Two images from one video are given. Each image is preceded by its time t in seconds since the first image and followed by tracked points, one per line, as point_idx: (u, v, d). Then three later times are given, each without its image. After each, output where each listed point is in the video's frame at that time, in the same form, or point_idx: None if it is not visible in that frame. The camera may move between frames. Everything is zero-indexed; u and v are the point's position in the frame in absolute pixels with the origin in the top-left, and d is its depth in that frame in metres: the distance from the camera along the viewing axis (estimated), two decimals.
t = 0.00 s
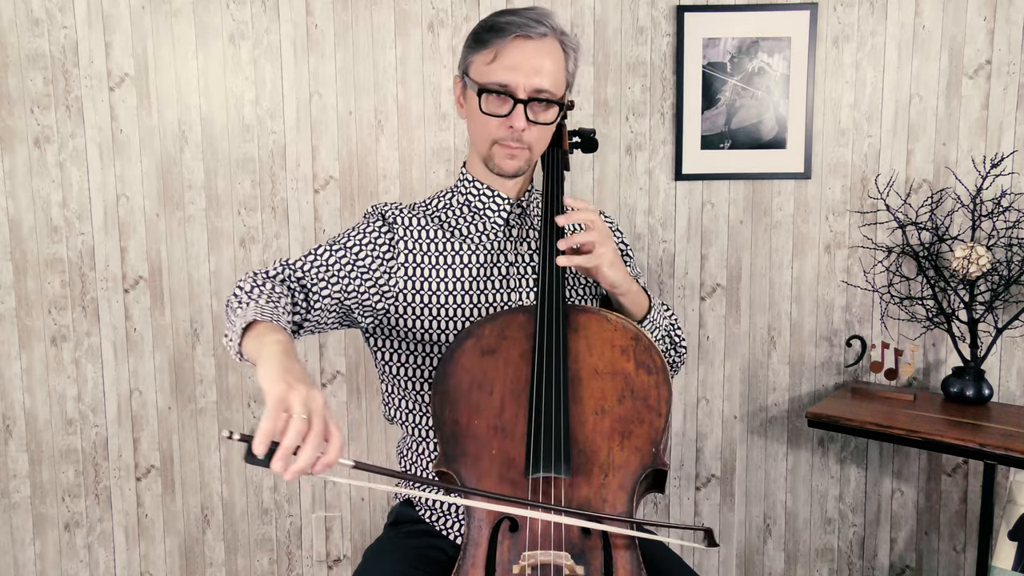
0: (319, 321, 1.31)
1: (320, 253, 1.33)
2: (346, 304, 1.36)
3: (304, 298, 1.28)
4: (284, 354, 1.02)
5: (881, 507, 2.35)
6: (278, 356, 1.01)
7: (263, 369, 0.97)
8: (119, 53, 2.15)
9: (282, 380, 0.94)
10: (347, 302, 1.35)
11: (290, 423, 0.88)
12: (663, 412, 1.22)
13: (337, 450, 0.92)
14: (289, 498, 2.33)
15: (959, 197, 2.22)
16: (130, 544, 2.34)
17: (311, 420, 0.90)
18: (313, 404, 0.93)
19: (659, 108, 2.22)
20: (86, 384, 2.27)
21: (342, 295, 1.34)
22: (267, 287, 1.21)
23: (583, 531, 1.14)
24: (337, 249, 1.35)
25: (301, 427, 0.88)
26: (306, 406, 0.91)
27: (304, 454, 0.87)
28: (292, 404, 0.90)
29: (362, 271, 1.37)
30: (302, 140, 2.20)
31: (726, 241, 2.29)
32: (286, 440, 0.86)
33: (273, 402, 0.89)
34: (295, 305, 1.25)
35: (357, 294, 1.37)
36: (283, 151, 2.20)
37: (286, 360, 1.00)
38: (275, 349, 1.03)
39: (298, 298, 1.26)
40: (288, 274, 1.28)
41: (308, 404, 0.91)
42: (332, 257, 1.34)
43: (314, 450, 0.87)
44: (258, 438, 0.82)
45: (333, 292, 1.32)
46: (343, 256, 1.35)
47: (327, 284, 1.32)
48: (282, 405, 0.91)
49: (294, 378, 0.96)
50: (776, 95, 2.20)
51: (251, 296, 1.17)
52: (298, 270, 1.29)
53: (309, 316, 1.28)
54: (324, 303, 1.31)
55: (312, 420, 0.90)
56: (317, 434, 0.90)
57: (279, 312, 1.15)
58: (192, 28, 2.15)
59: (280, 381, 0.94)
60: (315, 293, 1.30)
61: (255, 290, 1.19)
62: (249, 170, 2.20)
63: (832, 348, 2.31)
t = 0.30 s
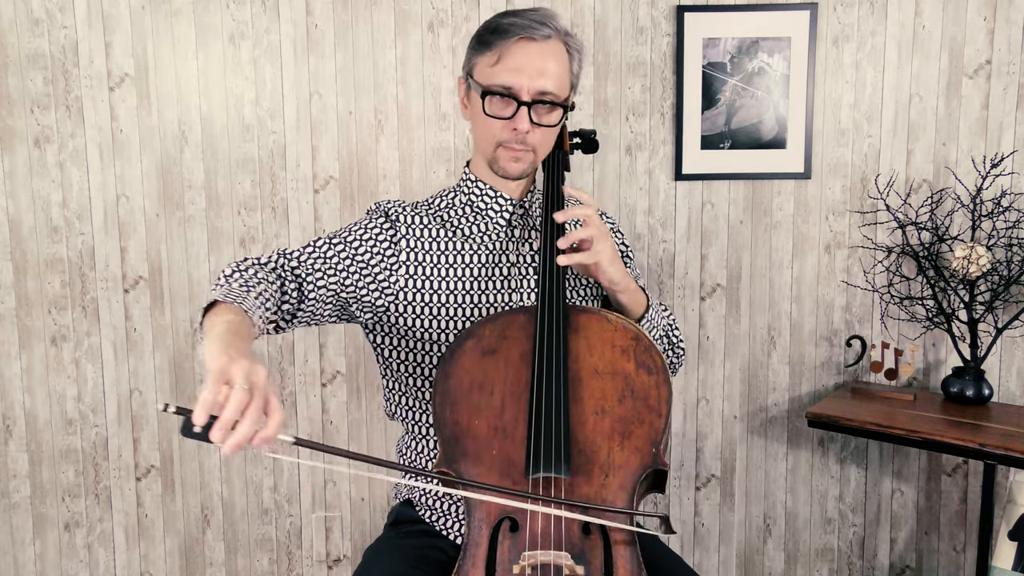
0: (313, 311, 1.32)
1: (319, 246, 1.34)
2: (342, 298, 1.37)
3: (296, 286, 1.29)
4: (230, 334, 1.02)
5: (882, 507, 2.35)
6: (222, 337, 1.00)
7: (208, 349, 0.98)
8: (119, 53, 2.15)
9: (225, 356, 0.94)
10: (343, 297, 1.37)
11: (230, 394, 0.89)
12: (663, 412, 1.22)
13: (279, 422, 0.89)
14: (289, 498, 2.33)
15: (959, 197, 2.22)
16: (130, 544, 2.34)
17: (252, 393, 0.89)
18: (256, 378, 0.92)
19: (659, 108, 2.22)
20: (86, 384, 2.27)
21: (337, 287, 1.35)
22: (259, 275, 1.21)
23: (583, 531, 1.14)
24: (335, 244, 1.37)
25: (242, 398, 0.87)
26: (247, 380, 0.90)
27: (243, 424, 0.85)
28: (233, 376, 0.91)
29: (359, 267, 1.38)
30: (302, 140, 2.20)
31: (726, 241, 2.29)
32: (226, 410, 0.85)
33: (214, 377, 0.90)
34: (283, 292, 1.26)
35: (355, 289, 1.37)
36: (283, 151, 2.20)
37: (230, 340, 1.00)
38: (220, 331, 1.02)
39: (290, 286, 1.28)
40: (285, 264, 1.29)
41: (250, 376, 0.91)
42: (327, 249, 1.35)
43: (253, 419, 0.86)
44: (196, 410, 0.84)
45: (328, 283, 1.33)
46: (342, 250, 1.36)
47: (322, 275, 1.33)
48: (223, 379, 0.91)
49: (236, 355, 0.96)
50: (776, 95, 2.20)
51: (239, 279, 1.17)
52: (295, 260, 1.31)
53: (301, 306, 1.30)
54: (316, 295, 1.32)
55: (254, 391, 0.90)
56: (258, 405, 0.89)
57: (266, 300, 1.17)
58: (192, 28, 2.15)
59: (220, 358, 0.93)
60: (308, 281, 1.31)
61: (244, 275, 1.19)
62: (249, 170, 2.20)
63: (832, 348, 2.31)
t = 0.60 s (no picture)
0: (311, 307, 1.33)
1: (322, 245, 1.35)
2: (343, 294, 1.37)
3: (292, 281, 1.29)
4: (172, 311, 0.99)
5: (881, 507, 2.35)
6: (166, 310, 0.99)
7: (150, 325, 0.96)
8: (119, 53, 2.15)
9: (165, 331, 0.93)
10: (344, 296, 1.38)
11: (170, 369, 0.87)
12: (665, 413, 1.22)
13: (218, 397, 0.89)
14: (289, 498, 2.33)
15: (959, 197, 2.22)
16: (130, 544, 2.34)
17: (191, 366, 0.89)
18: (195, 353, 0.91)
19: (659, 108, 2.22)
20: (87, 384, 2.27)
21: (337, 283, 1.35)
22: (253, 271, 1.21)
23: (584, 531, 1.14)
24: (336, 240, 1.37)
25: (181, 372, 0.86)
26: (187, 353, 0.90)
27: (179, 398, 0.84)
28: (172, 350, 0.89)
29: (361, 264, 1.38)
30: (302, 140, 2.20)
31: (726, 241, 2.29)
32: (165, 384, 0.85)
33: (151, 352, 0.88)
34: (277, 284, 1.26)
35: (356, 286, 1.38)
36: (283, 151, 2.20)
37: (174, 313, 0.99)
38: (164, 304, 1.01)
39: (286, 280, 1.28)
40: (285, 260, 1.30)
41: (188, 350, 0.90)
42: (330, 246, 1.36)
43: (193, 392, 0.86)
44: (134, 383, 0.82)
45: (328, 279, 1.34)
46: (344, 248, 1.37)
47: (320, 271, 1.33)
48: (161, 354, 0.89)
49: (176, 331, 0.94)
50: (776, 95, 2.20)
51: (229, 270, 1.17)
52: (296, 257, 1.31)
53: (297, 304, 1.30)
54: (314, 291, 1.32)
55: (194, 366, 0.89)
56: (196, 379, 0.88)
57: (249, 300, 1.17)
58: (192, 28, 2.15)
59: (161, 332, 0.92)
60: (305, 275, 1.31)
61: (235, 267, 1.19)
62: (249, 170, 2.20)
63: (832, 348, 2.31)
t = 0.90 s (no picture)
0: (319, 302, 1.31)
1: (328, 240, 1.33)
2: (348, 288, 1.36)
3: (302, 276, 1.27)
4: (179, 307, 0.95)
5: (881, 507, 2.35)
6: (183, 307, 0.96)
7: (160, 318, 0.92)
8: (119, 53, 2.15)
9: (173, 330, 0.89)
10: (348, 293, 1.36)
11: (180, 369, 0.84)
12: (667, 413, 1.23)
13: (226, 402, 0.86)
14: (289, 498, 2.33)
15: (959, 197, 2.22)
16: (130, 544, 2.34)
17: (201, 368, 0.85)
18: (204, 354, 0.88)
19: (659, 108, 2.22)
20: (87, 384, 2.27)
21: (343, 276, 1.34)
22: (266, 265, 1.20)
23: (587, 532, 1.15)
24: (341, 235, 1.36)
25: (191, 372, 0.83)
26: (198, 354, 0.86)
27: (187, 399, 0.81)
28: (183, 351, 0.86)
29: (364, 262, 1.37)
30: (302, 140, 2.20)
31: (726, 241, 2.29)
32: (174, 384, 0.81)
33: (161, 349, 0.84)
34: (287, 278, 1.24)
35: (361, 283, 1.37)
36: (283, 151, 2.20)
37: (190, 311, 0.96)
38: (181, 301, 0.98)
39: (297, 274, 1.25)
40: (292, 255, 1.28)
41: (200, 352, 0.87)
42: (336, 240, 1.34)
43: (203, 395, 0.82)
44: (145, 380, 0.78)
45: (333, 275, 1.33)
46: (350, 244, 1.35)
47: (327, 265, 1.31)
48: (173, 353, 0.86)
49: (186, 328, 0.90)
50: (776, 95, 2.20)
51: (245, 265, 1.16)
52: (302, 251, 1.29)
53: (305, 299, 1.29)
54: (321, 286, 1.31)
55: (205, 368, 0.85)
56: (205, 383, 0.85)
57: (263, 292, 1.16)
58: (192, 28, 2.15)
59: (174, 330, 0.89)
60: (315, 268, 1.29)
61: (245, 259, 1.18)
62: (249, 170, 2.20)
63: (832, 348, 2.31)
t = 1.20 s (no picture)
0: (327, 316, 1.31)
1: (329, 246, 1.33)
2: (355, 300, 1.36)
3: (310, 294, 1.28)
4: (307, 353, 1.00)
5: (881, 507, 2.35)
6: (307, 351, 1.01)
7: (293, 362, 0.98)
8: (119, 53, 2.15)
9: (306, 376, 0.93)
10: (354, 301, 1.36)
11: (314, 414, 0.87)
12: (669, 412, 1.23)
13: (358, 442, 0.88)
14: (289, 498, 2.33)
15: (959, 197, 2.22)
16: (130, 544, 2.34)
17: (336, 410, 0.89)
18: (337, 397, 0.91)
19: (659, 108, 2.22)
20: (86, 384, 2.27)
21: (351, 290, 1.33)
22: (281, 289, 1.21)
23: (588, 531, 1.15)
24: (344, 244, 1.34)
25: (326, 416, 0.86)
26: (331, 396, 0.90)
27: (323, 444, 0.84)
28: (316, 396, 0.89)
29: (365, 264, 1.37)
30: (302, 140, 2.20)
31: (726, 241, 2.29)
32: (311, 429, 0.85)
33: (297, 394, 0.88)
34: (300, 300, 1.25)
35: (365, 289, 1.36)
36: (283, 151, 2.20)
37: (315, 354, 1.00)
38: (303, 344, 1.03)
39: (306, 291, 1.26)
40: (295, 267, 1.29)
41: (332, 395, 0.90)
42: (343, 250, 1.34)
43: (337, 439, 0.86)
44: (283, 428, 0.82)
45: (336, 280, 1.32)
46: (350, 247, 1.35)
47: (333, 279, 1.31)
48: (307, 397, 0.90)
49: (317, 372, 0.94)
50: (776, 95, 2.20)
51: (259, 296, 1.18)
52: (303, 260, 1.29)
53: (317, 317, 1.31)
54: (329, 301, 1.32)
55: (336, 411, 0.88)
56: (338, 427, 0.88)
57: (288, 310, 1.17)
58: (192, 28, 2.15)
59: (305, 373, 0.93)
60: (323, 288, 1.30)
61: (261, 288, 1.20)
62: (249, 170, 2.20)
63: (832, 348, 2.31)
